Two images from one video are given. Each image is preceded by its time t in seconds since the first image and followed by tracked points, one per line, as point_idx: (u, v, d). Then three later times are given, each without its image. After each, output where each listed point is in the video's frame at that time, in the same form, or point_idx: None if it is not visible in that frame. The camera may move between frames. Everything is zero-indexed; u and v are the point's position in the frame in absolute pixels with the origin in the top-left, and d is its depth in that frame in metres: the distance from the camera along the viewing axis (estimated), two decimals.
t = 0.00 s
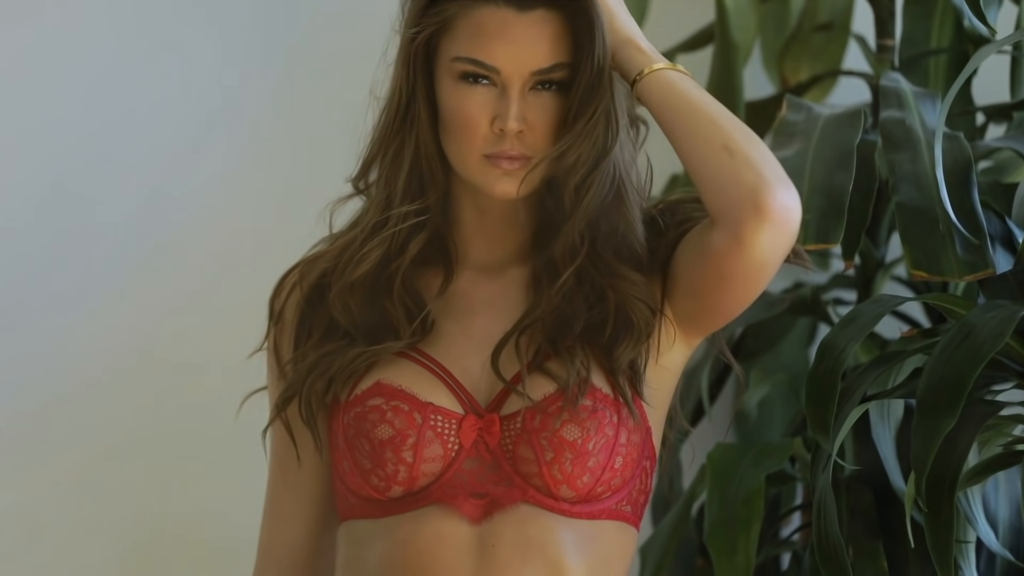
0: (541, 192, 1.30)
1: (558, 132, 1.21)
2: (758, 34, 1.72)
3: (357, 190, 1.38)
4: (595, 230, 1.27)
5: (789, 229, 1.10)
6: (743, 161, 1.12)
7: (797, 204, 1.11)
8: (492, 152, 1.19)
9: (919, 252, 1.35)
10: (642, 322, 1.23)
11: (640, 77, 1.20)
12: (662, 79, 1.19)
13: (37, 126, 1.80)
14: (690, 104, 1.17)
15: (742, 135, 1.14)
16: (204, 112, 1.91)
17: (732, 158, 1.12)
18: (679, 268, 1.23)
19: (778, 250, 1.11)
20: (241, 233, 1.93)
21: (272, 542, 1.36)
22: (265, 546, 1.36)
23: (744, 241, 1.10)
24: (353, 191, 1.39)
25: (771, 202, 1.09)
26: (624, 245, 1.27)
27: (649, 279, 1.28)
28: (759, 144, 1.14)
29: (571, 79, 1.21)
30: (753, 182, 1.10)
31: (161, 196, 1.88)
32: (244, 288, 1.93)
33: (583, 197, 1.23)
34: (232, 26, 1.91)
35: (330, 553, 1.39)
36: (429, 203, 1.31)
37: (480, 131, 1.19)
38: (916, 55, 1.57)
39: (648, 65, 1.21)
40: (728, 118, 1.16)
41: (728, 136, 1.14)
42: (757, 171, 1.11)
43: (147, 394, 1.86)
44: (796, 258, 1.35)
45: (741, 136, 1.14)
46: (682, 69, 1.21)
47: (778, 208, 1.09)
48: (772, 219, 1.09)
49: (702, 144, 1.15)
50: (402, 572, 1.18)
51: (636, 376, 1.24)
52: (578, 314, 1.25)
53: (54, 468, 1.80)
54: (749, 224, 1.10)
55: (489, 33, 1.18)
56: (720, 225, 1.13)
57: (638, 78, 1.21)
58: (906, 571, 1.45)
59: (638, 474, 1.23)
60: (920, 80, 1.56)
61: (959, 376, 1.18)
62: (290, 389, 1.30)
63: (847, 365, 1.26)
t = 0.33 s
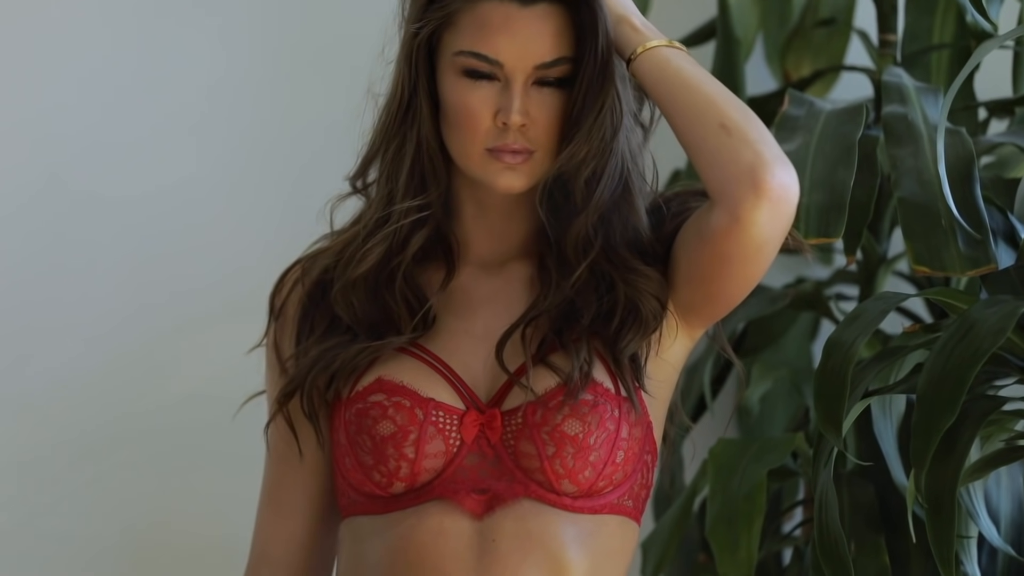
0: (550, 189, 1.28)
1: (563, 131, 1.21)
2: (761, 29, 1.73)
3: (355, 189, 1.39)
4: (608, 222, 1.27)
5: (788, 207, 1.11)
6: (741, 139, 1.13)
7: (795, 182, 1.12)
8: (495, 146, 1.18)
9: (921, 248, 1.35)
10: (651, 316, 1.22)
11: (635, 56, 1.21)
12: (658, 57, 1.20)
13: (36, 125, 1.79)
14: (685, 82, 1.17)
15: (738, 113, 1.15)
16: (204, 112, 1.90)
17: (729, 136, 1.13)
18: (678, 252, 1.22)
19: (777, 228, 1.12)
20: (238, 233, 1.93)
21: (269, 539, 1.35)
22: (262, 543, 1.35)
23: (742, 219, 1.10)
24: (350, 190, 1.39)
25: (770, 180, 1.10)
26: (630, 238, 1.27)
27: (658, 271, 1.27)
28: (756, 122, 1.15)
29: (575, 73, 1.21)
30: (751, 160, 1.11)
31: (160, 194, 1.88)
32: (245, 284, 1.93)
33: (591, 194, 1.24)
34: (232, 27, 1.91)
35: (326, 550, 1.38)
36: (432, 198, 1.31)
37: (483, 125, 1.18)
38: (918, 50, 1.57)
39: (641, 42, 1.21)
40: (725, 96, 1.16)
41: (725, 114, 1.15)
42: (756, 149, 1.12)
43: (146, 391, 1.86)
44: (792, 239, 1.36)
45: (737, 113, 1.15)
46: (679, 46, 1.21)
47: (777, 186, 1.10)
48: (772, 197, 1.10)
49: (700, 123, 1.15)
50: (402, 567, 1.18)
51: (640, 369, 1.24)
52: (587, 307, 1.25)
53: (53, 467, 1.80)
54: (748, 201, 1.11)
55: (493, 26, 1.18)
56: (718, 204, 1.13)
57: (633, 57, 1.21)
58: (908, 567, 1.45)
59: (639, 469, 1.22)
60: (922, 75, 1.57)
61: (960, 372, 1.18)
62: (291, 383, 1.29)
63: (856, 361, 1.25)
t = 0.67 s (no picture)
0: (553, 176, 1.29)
1: (566, 121, 1.21)
2: (763, 23, 1.72)
3: (355, 185, 1.38)
4: (614, 213, 1.27)
5: (789, 191, 1.11)
6: (742, 123, 1.13)
7: (795, 165, 1.12)
8: (501, 138, 1.18)
9: (924, 243, 1.34)
10: (658, 307, 1.21)
11: (632, 40, 1.20)
12: (655, 39, 1.19)
13: (36, 119, 1.81)
14: (683, 66, 1.17)
15: (737, 95, 1.15)
16: (206, 108, 1.90)
17: (730, 120, 1.13)
18: (679, 238, 1.22)
19: (778, 212, 1.12)
20: (236, 231, 1.92)
21: (267, 534, 1.33)
22: (260, 539, 1.33)
23: (744, 205, 1.10)
24: (351, 186, 1.38)
25: (771, 165, 1.10)
26: (638, 228, 1.27)
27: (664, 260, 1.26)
28: (756, 105, 1.14)
29: (579, 65, 1.20)
30: (751, 145, 1.11)
31: (161, 190, 1.88)
32: (245, 280, 1.92)
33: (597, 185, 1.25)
34: (235, 23, 1.91)
35: (324, 548, 1.38)
36: (433, 190, 1.31)
37: (489, 118, 1.18)
38: (920, 44, 1.57)
39: (637, 25, 1.20)
40: (723, 79, 1.16)
41: (725, 98, 1.14)
42: (755, 133, 1.12)
43: (146, 387, 1.86)
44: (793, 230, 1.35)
45: (736, 97, 1.15)
46: (677, 27, 1.21)
47: (778, 170, 1.10)
48: (773, 181, 1.10)
49: (699, 107, 1.15)
50: (406, 563, 1.18)
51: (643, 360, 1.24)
52: (596, 297, 1.24)
53: (54, 464, 1.81)
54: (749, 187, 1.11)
55: (500, 19, 1.17)
56: (719, 189, 1.13)
57: (629, 40, 1.20)
58: (910, 562, 1.46)
59: (642, 463, 1.22)
60: (924, 70, 1.57)
61: (962, 366, 1.18)
62: (294, 377, 1.29)
63: (858, 354, 1.25)
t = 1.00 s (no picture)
0: (557, 169, 1.29)
1: (571, 113, 1.20)
2: (765, 18, 1.72)
3: (356, 180, 1.37)
4: (617, 207, 1.27)
5: (797, 175, 1.12)
6: (749, 109, 1.13)
7: (801, 149, 1.13)
8: (508, 131, 1.18)
9: (925, 236, 1.34)
10: (659, 301, 1.22)
11: (631, 25, 1.20)
12: (656, 23, 1.19)
13: (37, 119, 1.82)
14: (686, 51, 1.17)
15: (741, 80, 1.15)
16: (208, 106, 1.90)
17: (736, 106, 1.13)
18: (681, 226, 1.22)
19: (785, 196, 1.13)
20: (236, 228, 1.92)
21: (267, 530, 1.31)
22: (260, 535, 1.31)
23: (754, 190, 1.11)
24: (351, 182, 1.37)
25: (780, 150, 1.11)
26: (640, 222, 1.27)
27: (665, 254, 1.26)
28: (761, 90, 1.15)
29: (584, 57, 1.20)
30: (760, 130, 1.12)
31: (161, 187, 1.88)
32: (245, 275, 1.92)
33: (599, 178, 1.25)
34: (236, 20, 1.91)
35: (322, 545, 1.35)
36: (436, 184, 1.30)
37: (497, 111, 1.17)
38: (922, 39, 1.57)
39: (636, 10, 1.20)
40: (728, 64, 1.16)
41: (730, 83, 1.15)
42: (763, 118, 1.12)
43: (147, 384, 1.86)
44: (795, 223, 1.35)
45: (741, 81, 1.15)
46: (676, 11, 1.20)
47: (786, 155, 1.11)
48: (782, 166, 1.11)
49: (704, 93, 1.15)
50: (409, 560, 1.17)
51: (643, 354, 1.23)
52: (598, 292, 1.24)
53: (54, 462, 1.81)
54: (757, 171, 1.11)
55: (508, 12, 1.16)
56: (726, 175, 1.14)
57: (629, 25, 1.20)
58: (912, 557, 1.46)
59: (644, 459, 1.22)
60: (926, 64, 1.57)
61: (966, 360, 1.18)
62: (296, 371, 1.27)
63: (857, 348, 1.25)
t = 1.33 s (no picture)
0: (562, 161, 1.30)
1: (576, 103, 1.21)
2: (766, 12, 1.72)
3: (357, 175, 1.36)
4: (624, 197, 1.27)
5: (814, 157, 1.12)
6: (764, 91, 1.13)
7: (818, 131, 1.13)
8: (515, 120, 1.17)
9: (927, 230, 1.34)
10: (665, 292, 1.21)
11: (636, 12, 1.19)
12: (664, 10, 1.18)
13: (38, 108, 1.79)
14: (697, 37, 1.17)
15: (755, 62, 1.15)
16: (209, 101, 1.90)
17: (751, 89, 1.13)
18: (692, 214, 1.22)
19: (803, 178, 1.13)
20: (235, 223, 1.92)
21: (271, 524, 1.28)
22: (262, 529, 1.28)
23: (772, 172, 1.10)
24: (352, 178, 1.36)
25: (798, 132, 1.10)
26: (645, 214, 1.27)
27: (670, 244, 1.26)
28: (774, 73, 1.15)
29: (589, 47, 1.20)
30: (777, 112, 1.11)
31: (161, 182, 1.87)
32: (245, 270, 1.93)
33: (604, 169, 1.26)
34: (241, 16, 1.91)
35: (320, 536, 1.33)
36: (441, 176, 1.29)
37: (504, 101, 1.17)
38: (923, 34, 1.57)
39: None
40: (739, 48, 1.16)
41: (744, 67, 1.14)
42: (780, 101, 1.12)
43: (148, 379, 1.86)
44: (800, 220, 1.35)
45: (754, 64, 1.15)
46: None
47: (804, 136, 1.10)
48: (801, 148, 1.11)
49: (718, 77, 1.15)
50: (417, 553, 1.16)
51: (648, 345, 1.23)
52: (604, 283, 1.24)
53: (53, 457, 1.79)
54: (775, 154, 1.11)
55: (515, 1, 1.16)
56: (743, 158, 1.13)
57: (635, 12, 1.19)
58: (913, 551, 1.45)
59: (647, 453, 1.22)
60: (928, 57, 1.57)
61: (970, 354, 1.17)
62: (298, 364, 1.26)
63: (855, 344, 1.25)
